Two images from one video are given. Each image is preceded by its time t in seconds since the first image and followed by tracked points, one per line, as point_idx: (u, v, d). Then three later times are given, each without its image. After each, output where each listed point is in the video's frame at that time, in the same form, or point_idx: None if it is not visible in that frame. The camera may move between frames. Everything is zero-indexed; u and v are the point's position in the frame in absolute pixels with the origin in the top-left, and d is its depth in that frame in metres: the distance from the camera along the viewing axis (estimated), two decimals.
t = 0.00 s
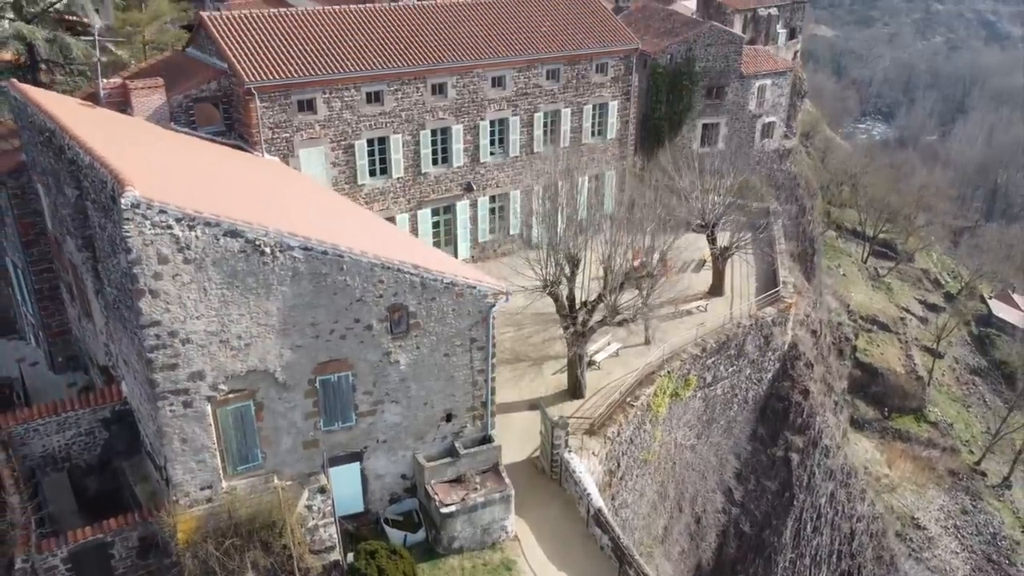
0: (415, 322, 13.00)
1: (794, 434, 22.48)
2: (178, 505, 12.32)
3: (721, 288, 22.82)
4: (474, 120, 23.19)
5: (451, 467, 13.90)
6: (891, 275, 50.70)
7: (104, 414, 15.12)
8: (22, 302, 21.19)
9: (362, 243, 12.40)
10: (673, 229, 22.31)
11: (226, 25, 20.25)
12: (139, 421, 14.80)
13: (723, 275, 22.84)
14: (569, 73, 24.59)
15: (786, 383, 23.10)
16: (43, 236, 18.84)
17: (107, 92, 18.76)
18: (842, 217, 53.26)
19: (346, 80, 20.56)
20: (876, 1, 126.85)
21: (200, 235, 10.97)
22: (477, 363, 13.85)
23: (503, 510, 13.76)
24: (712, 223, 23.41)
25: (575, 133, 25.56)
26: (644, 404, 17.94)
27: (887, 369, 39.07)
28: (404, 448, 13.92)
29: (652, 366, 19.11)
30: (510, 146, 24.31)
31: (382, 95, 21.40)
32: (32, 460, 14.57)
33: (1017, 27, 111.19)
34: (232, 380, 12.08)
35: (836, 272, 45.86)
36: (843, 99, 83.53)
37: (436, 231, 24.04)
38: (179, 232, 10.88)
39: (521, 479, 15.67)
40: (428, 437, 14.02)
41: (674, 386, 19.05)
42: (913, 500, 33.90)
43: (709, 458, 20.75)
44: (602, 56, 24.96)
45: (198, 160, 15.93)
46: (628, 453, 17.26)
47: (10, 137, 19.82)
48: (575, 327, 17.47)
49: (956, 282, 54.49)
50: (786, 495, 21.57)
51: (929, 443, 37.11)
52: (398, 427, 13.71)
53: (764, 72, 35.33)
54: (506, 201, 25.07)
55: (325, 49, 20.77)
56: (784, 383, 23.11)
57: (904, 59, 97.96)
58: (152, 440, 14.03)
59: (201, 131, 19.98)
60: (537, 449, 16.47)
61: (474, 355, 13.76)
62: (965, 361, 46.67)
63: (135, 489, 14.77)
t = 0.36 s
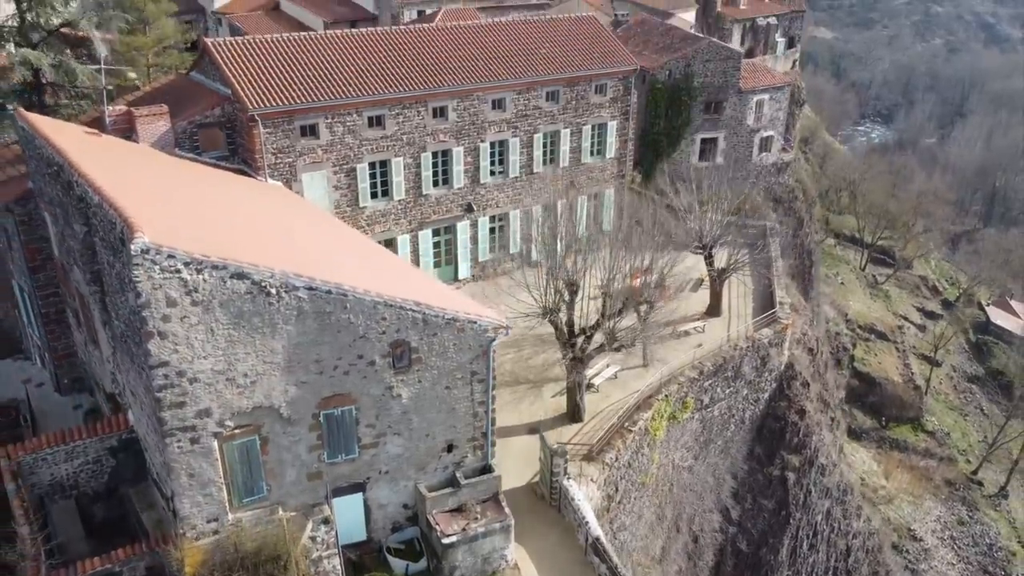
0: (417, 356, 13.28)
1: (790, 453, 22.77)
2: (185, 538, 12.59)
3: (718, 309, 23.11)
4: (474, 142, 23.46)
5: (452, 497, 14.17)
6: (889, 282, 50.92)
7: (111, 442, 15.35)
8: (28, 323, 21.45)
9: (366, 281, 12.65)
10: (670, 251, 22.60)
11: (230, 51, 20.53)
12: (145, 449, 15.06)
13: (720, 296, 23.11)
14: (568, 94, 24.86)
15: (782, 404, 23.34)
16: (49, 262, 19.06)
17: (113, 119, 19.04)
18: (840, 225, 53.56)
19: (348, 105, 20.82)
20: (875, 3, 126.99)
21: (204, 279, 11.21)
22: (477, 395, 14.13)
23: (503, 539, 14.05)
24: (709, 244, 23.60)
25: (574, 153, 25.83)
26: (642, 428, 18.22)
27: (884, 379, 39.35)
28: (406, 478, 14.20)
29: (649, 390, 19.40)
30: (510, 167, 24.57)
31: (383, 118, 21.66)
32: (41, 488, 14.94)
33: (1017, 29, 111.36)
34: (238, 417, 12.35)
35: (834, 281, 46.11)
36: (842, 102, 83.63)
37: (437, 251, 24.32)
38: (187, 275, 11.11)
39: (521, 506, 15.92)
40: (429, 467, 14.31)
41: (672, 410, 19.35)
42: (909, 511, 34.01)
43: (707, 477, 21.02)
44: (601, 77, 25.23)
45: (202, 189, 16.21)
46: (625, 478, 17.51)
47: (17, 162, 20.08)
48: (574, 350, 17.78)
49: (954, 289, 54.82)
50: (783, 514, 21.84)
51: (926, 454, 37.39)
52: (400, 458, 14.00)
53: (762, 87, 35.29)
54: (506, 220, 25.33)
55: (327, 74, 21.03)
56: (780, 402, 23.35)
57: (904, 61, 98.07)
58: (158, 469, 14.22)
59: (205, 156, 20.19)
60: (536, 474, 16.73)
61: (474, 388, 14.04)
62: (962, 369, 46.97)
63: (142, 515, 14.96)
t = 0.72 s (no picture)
0: (419, 390, 13.55)
1: (787, 472, 23.04)
2: (192, 569, 12.88)
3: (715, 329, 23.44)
4: (474, 164, 23.72)
5: (453, 526, 14.45)
6: (888, 290, 51.21)
7: (119, 470, 15.68)
8: (34, 344, 21.71)
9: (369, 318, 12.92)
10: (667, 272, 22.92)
11: (234, 76, 20.82)
12: (153, 477, 15.41)
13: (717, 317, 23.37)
14: (568, 115, 25.13)
15: (779, 423, 23.58)
16: (56, 287, 19.34)
17: (119, 146, 19.30)
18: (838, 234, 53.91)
19: (350, 130, 21.10)
20: (875, 5, 127.18)
21: (211, 320, 11.48)
22: (478, 426, 14.41)
23: (503, 568, 14.32)
24: (707, 265, 23.74)
25: (574, 173, 26.09)
26: (640, 452, 18.50)
27: (882, 389, 39.66)
28: (408, 507, 14.48)
29: (647, 412, 19.70)
30: (510, 187, 24.83)
31: (385, 142, 21.94)
32: (50, 515, 15.14)
33: (1016, 32, 111.52)
34: (245, 452, 12.63)
35: (833, 289, 46.40)
36: (842, 106, 83.72)
37: (438, 271, 24.61)
38: (195, 316, 11.39)
39: (521, 532, 16.20)
40: (431, 496, 14.59)
41: (670, 432, 19.63)
42: (906, 522, 33.93)
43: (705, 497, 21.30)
44: (600, 98, 25.49)
45: (208, 218, 16.51)
46: (624, 501, 17.79)
47: (24, 188, 20.37)
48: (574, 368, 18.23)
49: (952, 296, 55.13)
50: (780, 532, 22.11)
51: (923, 464, 37.66)
52: (403, 488, 14.28)
53: (760, 101, 35.20)
54: (507, 239, 25.61)
55: (330, 99, 21.31)
56: (778, 421, 23.62)
57: (904, 64, 98.30)
58: (166, 498, 14.54)
59: (209, 180, 20.45)
60: (536, 499, 17.00)
61: (475, 419, 14.31)
62: (960, 377, 47.28)
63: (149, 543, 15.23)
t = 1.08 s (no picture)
0: (421, 423, 13.83)
1: (784, 490, 23.31)
2: None
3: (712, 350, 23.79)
4: (474, 185, 24.00)
5: (454, 554, 14.75)
6: (886, 297, 51.49)
7: (125, 497, 15.88)
8: (40, 365, 21.97)
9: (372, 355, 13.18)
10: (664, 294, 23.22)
11: (237, 102, 21.10)
12: (158, 504, 15.61)
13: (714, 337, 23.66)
14: (567, 136, 25.42)
15: (775, 442, 23.87)
16: (62, 311, 19.63)
17: (124, 172, 19.58)
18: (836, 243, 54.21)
19: (352, 154, 21.38)
20: (875, 7, 127.45)
21: (219, 360, 11.74)
22: (479, 456, 14.69)
23: None
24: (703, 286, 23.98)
25: (573, 192, 26.37)
26: (638, 475, 18.77)
27: (879, 399, 39.96)
28: (410, 535, 14.76)
29: (645, 434, 19.99)
30: (510, 207, 25.09)
31: (387, 166, 22.22)
32: (58, 542, 15.43)
33: (1015, 34, 111.75)
34: (250, 485, 12.91)
35: (831, 298, 46.69)
36: (842, 109, 83.82)
37: (439, 290, 24.89)
38: (202, 356, 11.64)
39: (520, 556, 16.47)
40: (433, 524, 14.87)
41: (667, 454, 19.92)
42: (903, 533, 33.98)
43: (702, 516, 21.57)
44: (599, 118, 25.78)
45: (212, 247, 16.80)
46: (622, 524, 18.07)
47: (31, 212, 20.66)
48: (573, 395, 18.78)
49: (950, 302, 55.44)
50: (776, 550, 22.35)
51: (921, 473, 37.90)
52: (405, 517, 14.55)
53: (759, 116, 35.44)
54: (507, 258, 25.89)
55: (332, 123, 21.59)
56: (774, 441, 23.90)
57: (903, 66, 98.58)
58: (172, 526, 14.76)
59: (213, 205, 20.74)
60: (535, 524, 17.28)
61: (476, 450, 14.60)
62: (957, 386, 47.57)
63: (156, 569, 15.50)
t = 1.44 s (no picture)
0: (422, 454, 14.11)
1: (781, 509, 23.56)
2: None
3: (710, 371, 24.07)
4: (475, 206, 24.27)
5: None
6: (885, 305, 51.76)
7: (131, 523, 16.16)
8: (46, 385, 22.23)
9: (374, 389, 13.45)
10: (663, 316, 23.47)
11: (240, 126, 21.35)
12: (164, 530, 15.86)
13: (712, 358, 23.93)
14: (567, 156, 25.69)
15: (772, 461, 24.13)
16: (68, 334, 19.90)
17: (129, 198, 19.85)
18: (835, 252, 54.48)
19: (354, 178, 21.64)
20: (874, 9, 127.71)
21: (226, 398, 11.99)
22: (479, 485, 15.00)
23: None
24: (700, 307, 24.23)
25: (573, 211, 26.65)
26: (636, 498, 19.04)
27: (877, 409, 40.24)
28: (412, 562, 15.02)
29: (643, 456, 20.29)
30: (510, 227, 25.36)
31: (388, 189, 22.50)
32: (65, 568, 15.71)
33: (1015, 37, 112.01)
34: (255, 517, 13.18)
35: (829, 306, 46.97)
36: (841, 112, 83.99)
37: (439, 309, 25.16)
38: (210, 395, 11.90)
39: None
40: (434, 552, 15.16)
41: (665, 475, 20.21)
42: (900, 544, 34.10)
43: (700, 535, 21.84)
44: (598, 138, 26.06)
45: (216, 277, 17.10)
46: (620, 547, 18.34)
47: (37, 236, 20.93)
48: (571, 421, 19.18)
49: (948, 308, 55.73)
50: (773, 568, 22.54)
51: (918, 483, 38.16)
52: (406, 545, 14.83)
53: (756, 131, 35.73)
54: (507, 276, 26.14)
55: (334, 147, 21.86)
56: (770, 460, 24.18)
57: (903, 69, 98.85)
58: (178, 554, 15.05)
59: (217, 229, 21.02)
60: (535, 548, 17.54)
61: (476, 479, 14.89)
62: (954, 394, 47.86)
63: None
